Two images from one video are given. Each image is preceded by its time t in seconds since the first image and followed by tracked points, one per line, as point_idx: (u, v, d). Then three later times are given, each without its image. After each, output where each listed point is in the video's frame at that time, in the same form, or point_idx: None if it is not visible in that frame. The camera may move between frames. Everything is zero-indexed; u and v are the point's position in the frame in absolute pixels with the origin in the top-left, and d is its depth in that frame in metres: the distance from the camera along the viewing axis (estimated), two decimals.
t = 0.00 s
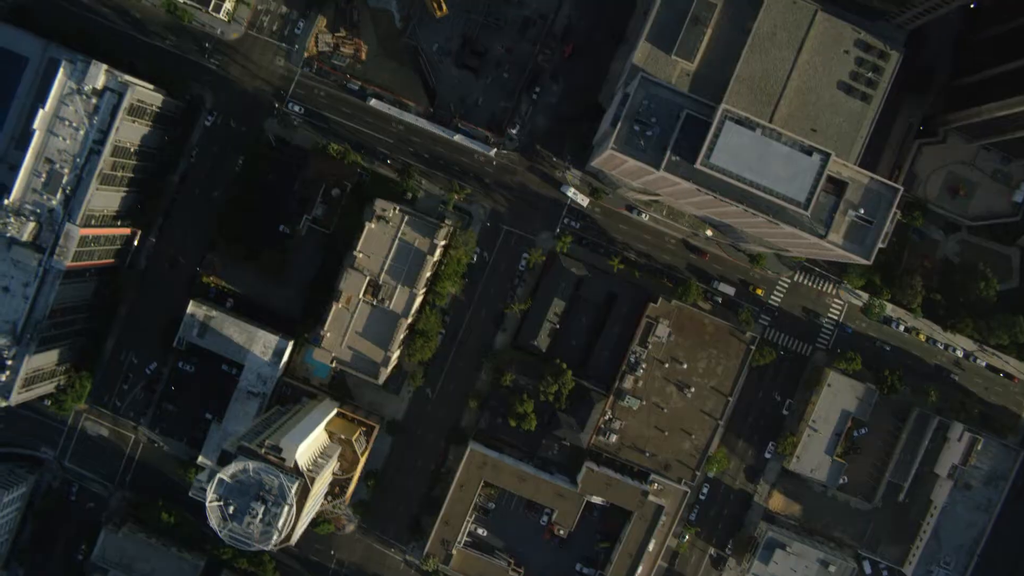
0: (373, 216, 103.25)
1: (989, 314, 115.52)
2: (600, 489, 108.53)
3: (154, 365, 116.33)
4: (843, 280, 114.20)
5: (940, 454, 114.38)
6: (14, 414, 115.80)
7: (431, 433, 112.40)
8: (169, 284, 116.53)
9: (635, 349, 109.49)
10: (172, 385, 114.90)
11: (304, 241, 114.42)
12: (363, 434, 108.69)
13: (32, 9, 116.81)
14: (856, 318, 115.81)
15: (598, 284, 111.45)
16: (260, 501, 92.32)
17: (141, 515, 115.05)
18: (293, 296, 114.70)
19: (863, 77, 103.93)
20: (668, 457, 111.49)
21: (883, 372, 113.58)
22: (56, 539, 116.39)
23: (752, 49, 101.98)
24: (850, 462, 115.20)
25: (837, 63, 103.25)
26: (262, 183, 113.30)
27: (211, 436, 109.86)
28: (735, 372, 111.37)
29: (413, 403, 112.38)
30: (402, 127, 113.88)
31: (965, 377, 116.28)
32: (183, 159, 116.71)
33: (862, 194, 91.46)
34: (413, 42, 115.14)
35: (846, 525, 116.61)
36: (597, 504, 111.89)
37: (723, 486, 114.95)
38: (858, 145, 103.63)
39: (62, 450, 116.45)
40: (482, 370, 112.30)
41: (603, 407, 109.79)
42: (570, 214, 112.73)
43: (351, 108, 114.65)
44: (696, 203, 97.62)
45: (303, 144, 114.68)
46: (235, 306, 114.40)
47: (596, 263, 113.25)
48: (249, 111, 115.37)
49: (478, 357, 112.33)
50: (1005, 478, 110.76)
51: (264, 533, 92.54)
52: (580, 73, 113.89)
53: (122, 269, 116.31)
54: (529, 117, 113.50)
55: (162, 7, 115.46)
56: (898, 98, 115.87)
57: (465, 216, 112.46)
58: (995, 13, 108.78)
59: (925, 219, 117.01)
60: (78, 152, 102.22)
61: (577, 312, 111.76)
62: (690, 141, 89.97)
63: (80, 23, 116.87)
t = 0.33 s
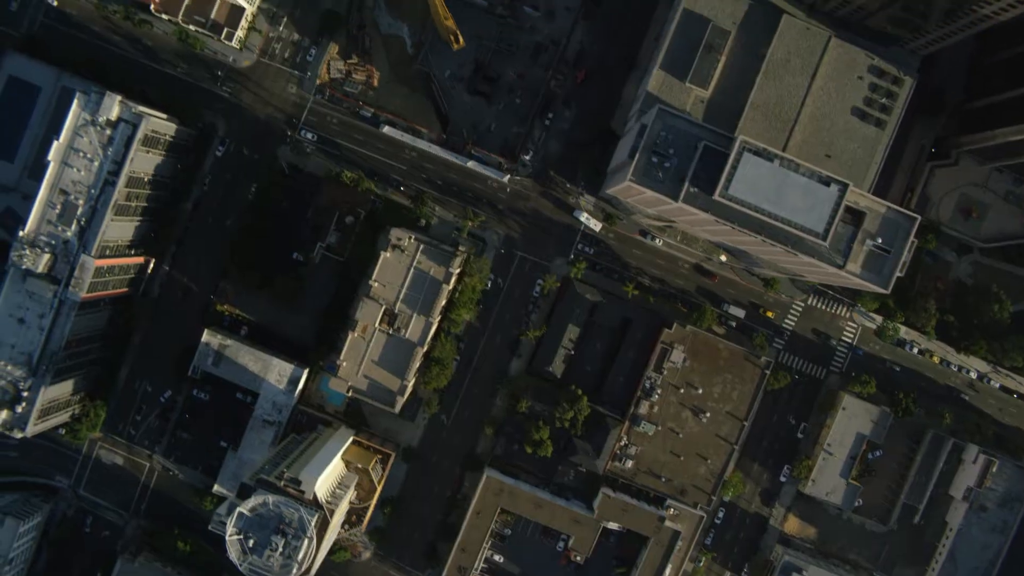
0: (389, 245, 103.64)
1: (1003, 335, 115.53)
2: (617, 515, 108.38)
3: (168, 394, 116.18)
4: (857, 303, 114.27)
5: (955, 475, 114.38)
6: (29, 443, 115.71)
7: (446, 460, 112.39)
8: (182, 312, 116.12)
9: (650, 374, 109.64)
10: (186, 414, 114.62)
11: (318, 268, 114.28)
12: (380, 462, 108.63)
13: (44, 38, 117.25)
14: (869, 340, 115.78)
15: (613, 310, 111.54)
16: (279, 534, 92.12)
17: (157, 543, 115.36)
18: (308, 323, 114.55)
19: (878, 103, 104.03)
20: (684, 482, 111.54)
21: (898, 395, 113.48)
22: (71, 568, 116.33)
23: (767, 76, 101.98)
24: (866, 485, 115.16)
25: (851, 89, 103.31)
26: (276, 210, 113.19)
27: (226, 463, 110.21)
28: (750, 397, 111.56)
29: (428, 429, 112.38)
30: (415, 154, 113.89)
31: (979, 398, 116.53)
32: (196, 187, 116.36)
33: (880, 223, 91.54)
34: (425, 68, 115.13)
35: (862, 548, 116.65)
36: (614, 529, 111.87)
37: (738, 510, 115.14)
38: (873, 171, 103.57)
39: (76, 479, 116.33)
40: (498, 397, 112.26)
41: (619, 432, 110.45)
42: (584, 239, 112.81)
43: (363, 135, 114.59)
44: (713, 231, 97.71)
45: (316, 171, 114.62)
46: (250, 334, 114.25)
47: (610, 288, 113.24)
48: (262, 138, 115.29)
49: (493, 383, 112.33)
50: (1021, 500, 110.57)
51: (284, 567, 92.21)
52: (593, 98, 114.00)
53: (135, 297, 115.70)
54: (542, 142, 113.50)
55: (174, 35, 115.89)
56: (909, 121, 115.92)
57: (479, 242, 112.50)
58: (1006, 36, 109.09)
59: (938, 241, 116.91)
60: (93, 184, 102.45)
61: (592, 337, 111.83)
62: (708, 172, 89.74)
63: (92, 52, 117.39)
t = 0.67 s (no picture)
0: (404, 274, 103.77)
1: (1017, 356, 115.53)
2: (634, 541, 108.32)
3: (183, 422, 115.90)
4: (871, 325, 114.31)
5: (969, 496, 114.46)
6: (43, 471, 115.57)
7: (462, 486, 112.38)
8: (195, 340, 115.84)
9: (665, 399, 109.79)
10: (200, 442, 114.29)
11: (332, 295, 113.96)
12: (396, 489, 108.25)
13: (56, 66, 117.36)
14: (883, 362, 115.87)
15: (627, 335, 111.66)
16: (299, 567, 92.01)
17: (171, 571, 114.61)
18: (321, 350, 114.29)
19: (892, 127, 104.17)
20: (699, 506, 111.50)
21: (912, 417, 113.63)
22: None
23: (781, 102, 102.10)
24: (881, 506, 115.01)
25: (865, 114, 103.47)
26: (289, 237, 113.13)
27: (243, 491, 109.55)
28: (765, 420, 111.62)
29: (444, 456, 112.40)
30: (428, 180, 113.80)
31: (993, 419, 116.72)
32: (209, 214, 116.11)
33: (897, 251, 91.61)
34: (437, 93, 115.21)
35: (877, 569, 116.81)
36: (631, 554, 112.01)
37: (754, 533, 115.27)
38: (887, 196, 103.76)
39: (91, 507, 116.19)
40: (513, 422, 112.28)
41: (635, 457, 110.97)
42: (598, 264, 112.88)
43: (376, 161, 114.46)
44: (729, 258, 97.74)
45: (329, 197, 114.50)
46: (264, 361, 114.15)
47: (625, 312, 113.32)
48: (274, 165, 115.20)
49: (508, 409, 112.37)
50: None
51: None
52: (606, 123, 113.93)
53: (149, 325, 115.53)
54: (555, 167, 113.42)
55: (186, 63, 115.97)
56: (921, 143, 116.01)
57: (493, 268, 112.48)
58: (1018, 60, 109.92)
59: (952, 262, 116.86)
60: (107, 214, 102.49)
61: (607, 363, 111.88)
62: (726, 203, 89.72)
63: (104, 80, 117.53)
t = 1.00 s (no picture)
0: (420, 302, 103.98)
1: None
2: (650, 566, 108.30)
3: (198, 449, 115.68)
4: (885, 347, 114.29)
5: (985, 518, 113.45)
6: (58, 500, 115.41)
7: (478, 512, 112.43)
8: (209, 367, 115.55)
9: (680, 425, 109.94)
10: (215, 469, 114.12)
11: (347, 322, 113.81)
12: (413, 516, 107.85)
13: (68, 94, 117.48)
14: (897, 385, 115.98)
15: (642, 361, 111.70)
16: None
17: None
18: (336, 377, 114.19)
19: (906, 152, 104.25)
20: (716, 530, 111.31)
21: (927, 439, 113.73)
22: None
23: (795, 128, 102.24)
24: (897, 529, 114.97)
25: (879, 139, 103.61)
26: (303, 264, 113.07)
27: (259, 519, 109.25)
28: (781, 444, 111.62)
29: (460, 482, 112.46)
30: (441, 206, 113.77)
31: (1008, 440, 116.84)
32: (222, 241, 115.97)
33: (915, 280, 91.67)
34: (450, 119, 115.24)
35: None
36: None
37: (769, 556, 115.55)
38: (902, 221, 103.81)
39: (106, 535, 116.08)
40: (529, 448, 112.38)
41: (651, 482, 110.70)
42: (612, 289, 113.06)
43: (389, 188, 114.35)
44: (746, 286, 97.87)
45: (342, 224, 114.38)
46: (279, 389, 114.03)
47: (640, 337, 113.57)
48: (287, 192, 115.07)
49: (524, 435, 112.45)
50: None
51: None
52: (619, 147, 113.85)
53: (163, 353, 115.38)
54: (569, 193, 113.33)
55: (198, 90, 116.00)
56: (934, 165, 116.10)
57: (507, 293, 112.54)
58: None
59: (965, 283, 116.99)
60: (122, 245, 102.46)
61: (622, 388, 111.96)
62: (744, 233, 89.72)
63: (116, 107, 117.52)
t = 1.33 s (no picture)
0: (436, 329, 104.30)
1: None
2: None
3: (213, 476, 115.54)
4: (899, 369, 114.32)
5: (1000, 537, 111.36)
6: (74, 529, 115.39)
7: (495, 538, 112.43)
8: (223, 395, 115.40)
9: (696, 449, 110.06)
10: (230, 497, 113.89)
11: (361, 348, 113.69)
12: (430, 542, 108.39)
13: (80, 122, 117.50)
14: (911, 406, 115.99)
15: (657, 385, 111.78)
16: None
17: None
18: (351, 404, 114.10)
19: (920, 175, 104.37)
20: (732, 553, 111.36)
21: (942, 460, 113.82)
22: None
23: (809, 153, 102.33)
24: (912, 550, 114.92)
25: (892, 163, 103.77)
26: (316, 291, 112.94)
27: (275, 547, 108.19)
28: (797, 467, 111.66)
29: (476, 507, 112.55)
30: (455, 232, 113.80)
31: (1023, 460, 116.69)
32: (235, 268, 115.89)
33: (932, 307, 91.77)
34: (463, 144, 115.15)
35: None
36: None
37: None
38: (917, 245, 103.92)
39: (122, 563, 116.03)
40: (545, 473, 112.58)
41: (667, 506, 110.51)
42: (626, 313, 113.14)
43: (403, 214, 114.29)
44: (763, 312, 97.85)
45: (355, 250, 114.25)
46: (294, 416, 113.87)
47: (655, 361, 113.67)
48: (300, 218, 114.94)
49: (540, 459, 112.69)
50: None
51: None
52: (632, 171, 113.86)
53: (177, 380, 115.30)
54: (582, 218, 113.34)
55: (210, 117, 115.91)
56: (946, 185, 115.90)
57: (522, 319, 112.56)
58: None
59: (978, 304, 117.02)
60: (138, 276, 102.44)
61: (638, 412, 112.12)
62: (763, 262, 89.66)
63: (127, 135, 117.49)
